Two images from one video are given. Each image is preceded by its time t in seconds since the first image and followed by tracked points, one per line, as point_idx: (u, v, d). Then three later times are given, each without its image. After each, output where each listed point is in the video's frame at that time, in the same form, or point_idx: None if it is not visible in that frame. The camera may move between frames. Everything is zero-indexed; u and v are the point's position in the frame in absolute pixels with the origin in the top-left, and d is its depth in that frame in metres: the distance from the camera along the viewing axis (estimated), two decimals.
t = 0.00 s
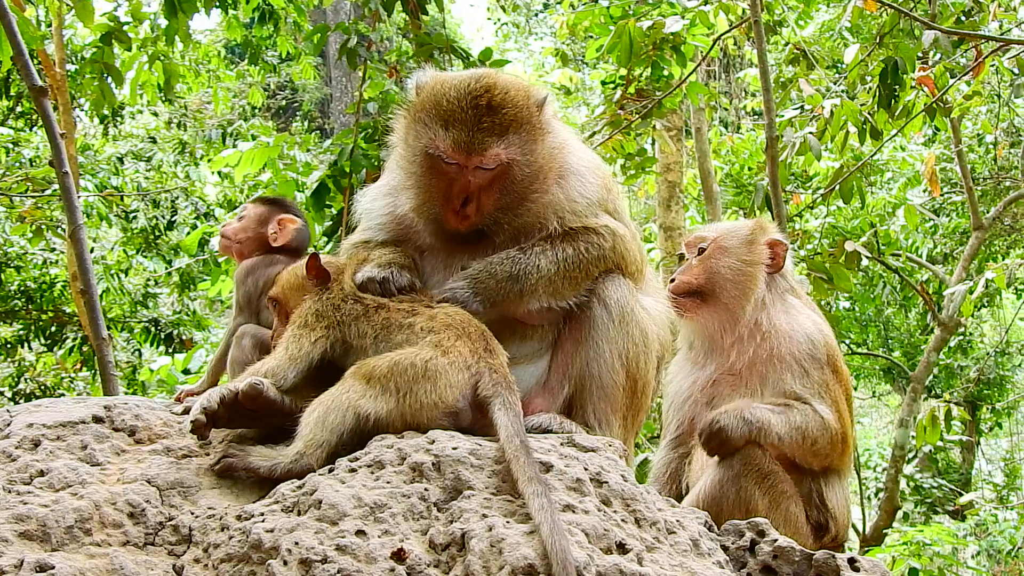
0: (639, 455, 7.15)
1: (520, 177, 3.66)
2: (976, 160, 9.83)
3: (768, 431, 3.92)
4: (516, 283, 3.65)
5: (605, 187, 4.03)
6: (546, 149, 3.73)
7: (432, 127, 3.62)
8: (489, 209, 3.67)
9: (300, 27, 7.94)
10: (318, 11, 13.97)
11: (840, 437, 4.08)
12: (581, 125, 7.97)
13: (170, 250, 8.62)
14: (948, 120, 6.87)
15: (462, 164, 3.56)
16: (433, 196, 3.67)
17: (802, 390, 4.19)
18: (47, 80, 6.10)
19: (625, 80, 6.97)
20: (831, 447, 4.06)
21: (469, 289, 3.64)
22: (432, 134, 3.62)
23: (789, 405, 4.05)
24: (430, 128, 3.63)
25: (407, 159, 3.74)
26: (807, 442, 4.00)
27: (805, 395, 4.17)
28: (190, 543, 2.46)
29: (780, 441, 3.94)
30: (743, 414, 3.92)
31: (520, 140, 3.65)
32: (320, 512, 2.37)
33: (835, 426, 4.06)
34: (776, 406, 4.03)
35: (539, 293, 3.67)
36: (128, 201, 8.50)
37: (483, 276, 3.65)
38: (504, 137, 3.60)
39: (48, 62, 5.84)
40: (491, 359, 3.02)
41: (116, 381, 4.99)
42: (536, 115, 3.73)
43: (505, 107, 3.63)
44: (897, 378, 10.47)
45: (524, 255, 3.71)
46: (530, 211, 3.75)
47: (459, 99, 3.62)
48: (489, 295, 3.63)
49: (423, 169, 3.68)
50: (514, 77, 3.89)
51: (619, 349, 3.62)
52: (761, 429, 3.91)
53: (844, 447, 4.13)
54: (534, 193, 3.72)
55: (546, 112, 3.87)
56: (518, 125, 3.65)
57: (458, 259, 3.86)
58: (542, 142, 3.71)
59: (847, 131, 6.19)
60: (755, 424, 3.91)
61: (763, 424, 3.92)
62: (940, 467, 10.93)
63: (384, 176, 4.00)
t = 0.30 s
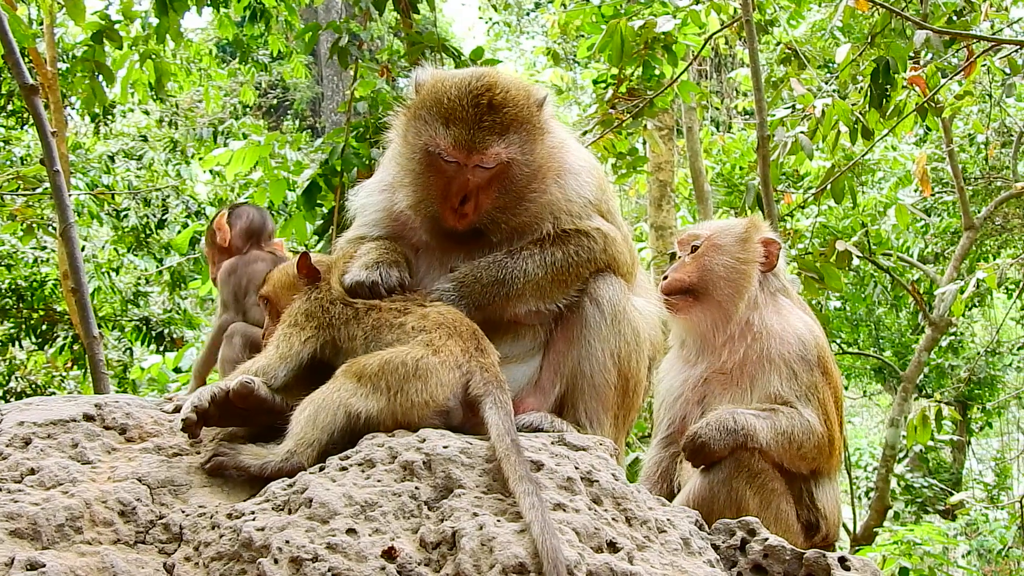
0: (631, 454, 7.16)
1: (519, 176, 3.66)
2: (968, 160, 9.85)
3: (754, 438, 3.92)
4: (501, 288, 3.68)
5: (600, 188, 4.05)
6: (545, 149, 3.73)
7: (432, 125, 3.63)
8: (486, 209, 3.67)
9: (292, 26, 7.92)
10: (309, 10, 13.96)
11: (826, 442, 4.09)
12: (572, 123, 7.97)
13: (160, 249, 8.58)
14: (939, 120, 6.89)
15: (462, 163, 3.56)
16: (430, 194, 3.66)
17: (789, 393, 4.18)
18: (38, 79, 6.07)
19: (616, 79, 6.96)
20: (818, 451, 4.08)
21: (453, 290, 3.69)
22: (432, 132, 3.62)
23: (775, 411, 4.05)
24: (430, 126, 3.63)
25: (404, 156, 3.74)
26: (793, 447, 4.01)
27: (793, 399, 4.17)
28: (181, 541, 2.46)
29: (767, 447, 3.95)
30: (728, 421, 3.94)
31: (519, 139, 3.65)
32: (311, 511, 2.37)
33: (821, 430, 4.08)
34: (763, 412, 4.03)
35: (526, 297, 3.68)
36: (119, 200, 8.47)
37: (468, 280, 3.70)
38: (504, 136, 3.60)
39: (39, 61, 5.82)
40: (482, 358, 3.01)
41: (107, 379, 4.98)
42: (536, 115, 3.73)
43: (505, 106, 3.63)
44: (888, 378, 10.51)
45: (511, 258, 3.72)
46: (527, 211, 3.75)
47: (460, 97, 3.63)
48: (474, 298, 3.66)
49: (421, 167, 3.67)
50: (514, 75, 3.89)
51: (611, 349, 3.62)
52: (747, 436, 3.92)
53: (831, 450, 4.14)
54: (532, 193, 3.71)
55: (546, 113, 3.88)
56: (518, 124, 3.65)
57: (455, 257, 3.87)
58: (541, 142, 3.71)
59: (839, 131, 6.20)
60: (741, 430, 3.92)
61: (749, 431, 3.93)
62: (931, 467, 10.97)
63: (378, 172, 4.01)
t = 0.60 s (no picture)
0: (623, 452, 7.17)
1: (515, 173, 3.67)
2: (961, 159, 9.87)
3: (746, 438, 3.94)
4: (493, 289, 3.67)
5: (593, 185, 4.05)
6: (541, 146, 3.74)
7: (430, 122, 3.64)
8: (484, 206, 3.68)
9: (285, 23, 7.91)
10: (302, 8, 13.94)
11: (818, 443, 4.10)
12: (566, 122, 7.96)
13: (152, 246, 8.71)
14: (932, 118, 6.90)
15: (460, 160, 3.57)
16: (428, 191, 3.67)
17: (781, 395, 4.18)
18: (31, 76, 6.06)
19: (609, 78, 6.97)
20: (810, 452, 4.09)
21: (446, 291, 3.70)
22: (431, 129, 3.63)
23: (767, 412, 4.06)
24: (428, 123, 3.64)
25: (401, 154, 3.74)
26: (785, 448, 4.02)
27: (785, 400, 4.17)
28: (174, 539, 2.45)
29: (758, 447, 3.96)
30: (719, 422, 3.95)
31: (517, 136, 3.66)
32: (304, 509, 2.37)
33: (812, 432, 4.09)
34: (754, 412, 4.04)
35: (517, 297, 3.68)
36: (112, 197, 8.46)
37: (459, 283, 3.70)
38: (502, 133, 3.61)
39: (32, 58, 5.80)
40: (475, 357, 3.02)
41: (99, 376, 4.97)
42: (532, 112, 3.75)
43: (503, 103, 3.64)
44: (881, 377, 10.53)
45: (501, 258, 3.73)
46: (523, 209, 3.76)
47: (458, 95, 3.64)
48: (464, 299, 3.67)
49: (419, 165, 3.68)
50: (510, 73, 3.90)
51: (603, 347, 3.63)
52: (738, 436, 3.93)
53: (823, 450, 4.15)
54: (529, 190, 3.72)
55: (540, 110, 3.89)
56: (515, 121, 3.66)
57: (449, 255, 3.85)
58: (538, 139, 3.73)
59: (832, 129, 6.20)
60: (732, 430, 3.94)
61: (741, 431, 3.94)
62: (923, 466, 11.01)
63: (371, 169, 4.01)
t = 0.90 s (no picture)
0: (618, 451, 7.18)
1: (517, 175, 3.66)
2: (955, 158, 9.89)
3: (739, 437, 3.94)
4: (493, 285, 3.68)
5: (594, 186, 4.05)
6: (544, 148, 3.73)
7: (433, 122, 3.62)
8: (484, 206, 3.67)
9: (279, 21, 7.89)
10: (297, 7, 13.93)
11: (813, 443, 4.11)
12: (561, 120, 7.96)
13: (148, 244, 8.60)
14: (927, 118, 6.90)
15: (462, 160, 3.56)
16: (429, 190, 3.66)
17: (776, 395, 4.19)
18: (25, 74, 6.04)
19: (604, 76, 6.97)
20: (805, 451, 4.09)
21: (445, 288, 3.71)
22: (434, 129, 3.61)
23: (761, 411, 4.07)
24: (431, 123, 3.63)
25: (401, 152, 3.73)
26: (780, 447, 4.02)
27: (779, 400, 4.17)
28: (169, 537, 2.45)
29: (752, 447, 3.97)
30: (713, 421, 3.95)
31: (520, 138, 3.65)
32: (299, 507, 2.37)
33: (807, 431, 4.09)
34: (749, 412, 4.05)
35: (518, 294, 3.68)
36: (106, 194, 8.44)
37: (458, 280, 3.71)
38: (505, 135, 3.60)
39: (27, 56, 5.78)
40: (470, 354, 3.02)
41: (94, 374, 4.96)
42: (536, 114, 3.74)
43: (507, 105, 3.63)
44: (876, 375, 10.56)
45: (501, 255, 3.72)
46: (524, 209, 3.75)
47: (461, 95, 3.62)
48: (466, 297, 3.67)
49: (420, 163, 3.66)
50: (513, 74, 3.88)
51: (601, 347, 3.64)
52: (732, 435, 3.94)
53: (818, 451, 4.16)
54: (530, 192, 3.72)
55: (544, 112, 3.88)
56: (519, 123, 3.65)
57: (449, 253, 3.86)
58: (540, 141, 3.72)
59: (827, 128, 6.19)
60: (726, 429, 3.94)
61: (735, 430, 3.95)
62: (917, 465, 11.04)
63: (371, 167, 4.00)
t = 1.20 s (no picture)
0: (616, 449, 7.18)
1: (509, 173, 3.66)
2: (953, 157, 9.91)
3: (735, 435, 3.95)
4: (491, 283, 3.68)
5: (588, 184, 4.04)
6: (536, 147, 3.73)
7: (425, 120, 3.61)
8: (476, 205, 3.67)
9: (276, 19, 7.88)
10: (293, 5, 13.92)
11: (809, 441, 4.11)
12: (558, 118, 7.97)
13: (145, 242, 8.59)
14: (924, 116, 6.91)
15: (454, 159, 3.55)
16: (421, 188, 3.66)
17: (772, 394, 4.19)
18: (22, 73, 6.03)
19: (601, 75, 6.99)
20: (801, 450, 4.09)
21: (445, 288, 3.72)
22: (425, 127, 3.61)
23: (757, 409, 4.08)
24: (423, 121, 3.62)
25: (394, 151, 3.73)
26: (776, 445, 4.02)
27: (776, 399, 4.18)
28: (165, 535, 2.45)
29: (748, 445, 3.98)
30: (708, 420, 3.96)
31: (512, 137, 3.64)
32: (295, 506, 2.37)
33: (803, 431, 4.09)
34: (745, 411, 4.05)
35: (517, 293, 3.68)
36: (103, 193, 8.44)
37: (459, 278, 3.71)
38: (497, 133, 3.59)
39: (24, 54, 5.77)
40: (466, 353, 3.03)
41: (91, 373, 4.96)
42: (528, 113, 3.73)
43: (499, 104, 3.62)
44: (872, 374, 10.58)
45: (501, 254, 3.73)
46: (516, 208, 3.76)
47: (453, 94, 3.61)
48: (465, 296, 3.68)
49: (412, 161, 3.66)
50: (506, 72, 3.87)
51: (598, 343, 3.64)
52: (728, 434, 3.95)
53: (814, 449, 4.16)
54: (522, 191, 3.72)
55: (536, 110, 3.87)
56: (511, 122, 3.64)
57: (442, 252, 3.86)
58: (533, 140, 3.71)
59: (824, 126, 6.19)
60: (722, 428, 3.95)
61: (731, 429, 3.96)
62: (914, 463, 11.06)
63: (365, 164, 4.00)
